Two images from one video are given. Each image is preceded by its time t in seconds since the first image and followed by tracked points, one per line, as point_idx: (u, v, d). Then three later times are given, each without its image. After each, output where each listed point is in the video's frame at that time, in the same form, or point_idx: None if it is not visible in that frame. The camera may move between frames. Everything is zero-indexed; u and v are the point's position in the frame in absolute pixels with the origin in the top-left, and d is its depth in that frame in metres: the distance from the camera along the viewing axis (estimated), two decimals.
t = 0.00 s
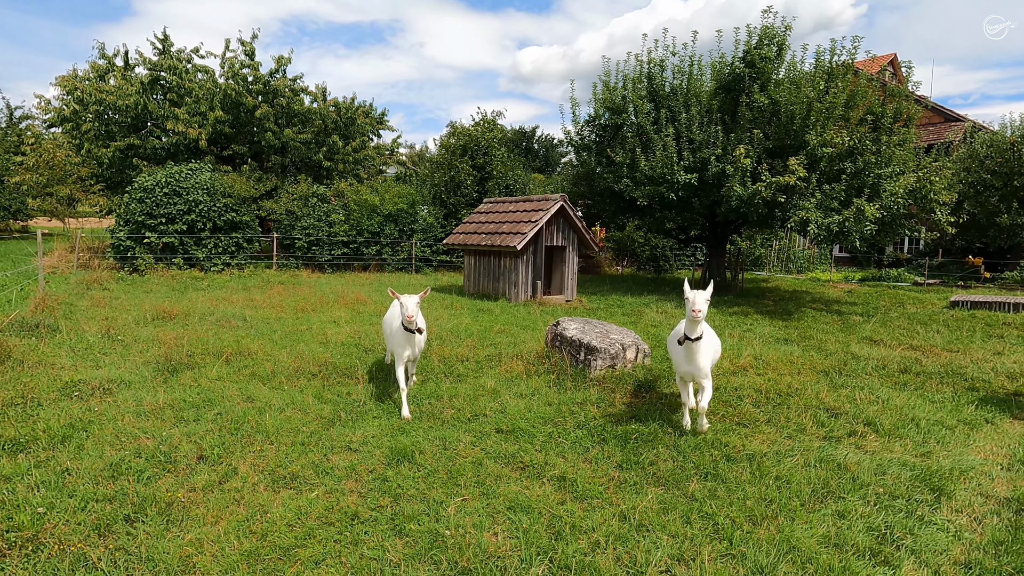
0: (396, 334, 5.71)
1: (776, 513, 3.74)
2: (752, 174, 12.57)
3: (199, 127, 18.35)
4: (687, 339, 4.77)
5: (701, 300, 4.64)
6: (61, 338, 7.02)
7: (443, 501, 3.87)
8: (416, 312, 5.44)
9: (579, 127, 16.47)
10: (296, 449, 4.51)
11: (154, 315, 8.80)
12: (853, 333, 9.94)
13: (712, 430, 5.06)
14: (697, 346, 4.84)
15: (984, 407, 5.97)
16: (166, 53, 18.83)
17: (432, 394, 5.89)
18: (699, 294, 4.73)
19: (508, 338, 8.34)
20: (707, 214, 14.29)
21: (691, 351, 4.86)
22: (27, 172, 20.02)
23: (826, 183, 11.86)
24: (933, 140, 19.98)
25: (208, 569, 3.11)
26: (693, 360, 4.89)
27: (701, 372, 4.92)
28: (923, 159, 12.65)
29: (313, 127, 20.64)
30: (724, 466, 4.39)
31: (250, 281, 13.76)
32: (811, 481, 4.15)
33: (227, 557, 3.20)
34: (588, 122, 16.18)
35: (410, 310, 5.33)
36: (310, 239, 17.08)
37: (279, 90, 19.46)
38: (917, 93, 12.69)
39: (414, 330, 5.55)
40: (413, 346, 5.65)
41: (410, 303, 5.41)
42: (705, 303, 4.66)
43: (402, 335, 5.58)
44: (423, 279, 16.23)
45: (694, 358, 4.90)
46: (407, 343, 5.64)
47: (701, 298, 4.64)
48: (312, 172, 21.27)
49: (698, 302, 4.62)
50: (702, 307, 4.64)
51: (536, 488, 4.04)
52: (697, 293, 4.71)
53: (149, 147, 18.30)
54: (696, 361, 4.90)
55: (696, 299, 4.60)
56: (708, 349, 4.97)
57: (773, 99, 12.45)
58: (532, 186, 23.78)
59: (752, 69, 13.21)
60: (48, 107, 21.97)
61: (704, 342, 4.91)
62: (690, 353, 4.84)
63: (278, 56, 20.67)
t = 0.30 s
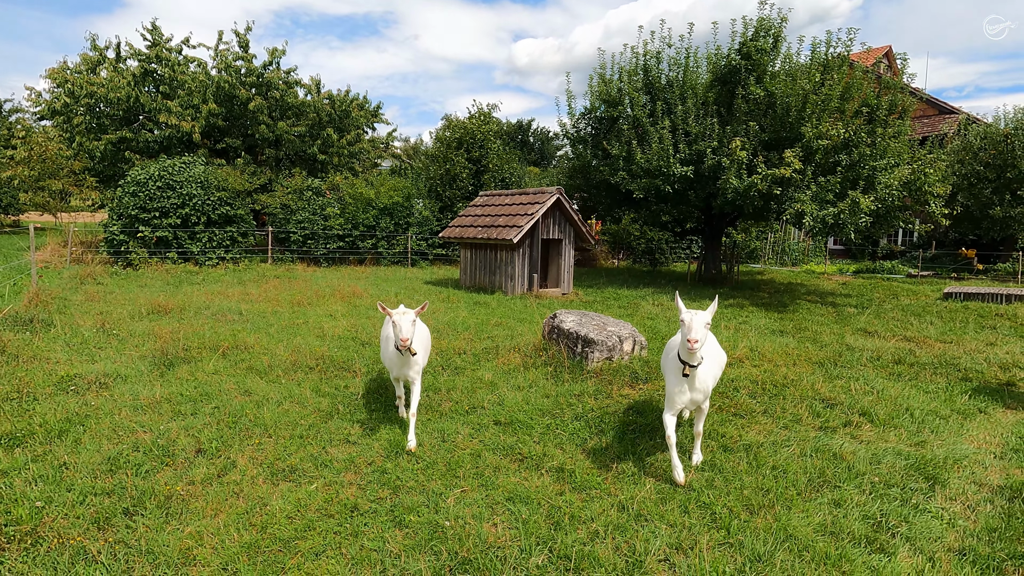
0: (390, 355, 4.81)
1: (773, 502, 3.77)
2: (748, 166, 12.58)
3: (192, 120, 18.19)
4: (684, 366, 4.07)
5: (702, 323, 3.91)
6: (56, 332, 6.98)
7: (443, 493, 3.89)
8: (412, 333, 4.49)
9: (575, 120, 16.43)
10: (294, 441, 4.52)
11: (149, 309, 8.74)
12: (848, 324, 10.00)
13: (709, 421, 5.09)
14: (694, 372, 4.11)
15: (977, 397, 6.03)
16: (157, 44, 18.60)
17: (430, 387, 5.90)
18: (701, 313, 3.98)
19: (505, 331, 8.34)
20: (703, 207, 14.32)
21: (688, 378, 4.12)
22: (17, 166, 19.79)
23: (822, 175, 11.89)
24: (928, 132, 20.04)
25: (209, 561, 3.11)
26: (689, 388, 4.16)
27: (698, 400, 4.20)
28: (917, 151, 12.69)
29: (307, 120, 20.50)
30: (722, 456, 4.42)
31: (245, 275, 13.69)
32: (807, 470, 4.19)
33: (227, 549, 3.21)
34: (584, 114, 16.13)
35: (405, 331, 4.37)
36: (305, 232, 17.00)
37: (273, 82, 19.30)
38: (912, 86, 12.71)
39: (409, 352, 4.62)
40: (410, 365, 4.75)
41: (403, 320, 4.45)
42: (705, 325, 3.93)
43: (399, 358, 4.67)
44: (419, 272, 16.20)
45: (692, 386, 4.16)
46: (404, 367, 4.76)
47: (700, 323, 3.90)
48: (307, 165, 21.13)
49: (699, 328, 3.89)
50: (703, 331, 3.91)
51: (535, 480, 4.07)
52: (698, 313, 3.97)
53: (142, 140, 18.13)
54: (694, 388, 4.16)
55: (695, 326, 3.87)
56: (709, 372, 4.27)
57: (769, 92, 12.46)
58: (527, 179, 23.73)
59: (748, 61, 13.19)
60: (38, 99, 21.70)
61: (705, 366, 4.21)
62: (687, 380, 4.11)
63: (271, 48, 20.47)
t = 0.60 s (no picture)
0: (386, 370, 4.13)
1: (772, 489, 3.80)
2: (747, 157, 12.57)
3: (188, 111, 18.06)
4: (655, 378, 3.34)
5: (675, 322, 3.17)
6: (55, 324, 6.97)
7: (444, 481, 3.91)
8: (412, 342, 3.87)
9: (574, 111, 16.36)
10: (296, 431, 4.54)
11: (148, 302, 8.72)
12: (845, 315, 10.04)
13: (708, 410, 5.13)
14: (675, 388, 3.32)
15: (973, 385, 6.07)
16: (151, 34, 18.42)
17: (431, 377, 5.92)
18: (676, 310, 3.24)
19: (505, 322, 8.35)
20: (702, 198, 14.31)
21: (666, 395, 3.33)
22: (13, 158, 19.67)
23: (821, 166, 11.88)
24: (926, 123, 20.03)
25: (213, 549, 3.14)
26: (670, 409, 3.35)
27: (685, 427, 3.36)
28: (917, 142, 12.68)
29: (304, 111, 20.38)
30: (721, 444, 4.44)
31: (244, 267, 13.66)
32: (806, 458, 4.23)
33: (232, 536, 3.24)
34: (582, 105, 16.06)
35: (403, 340, 3.76)
36: (303, 225, 16.95)
37: (269, 73, 19.16)
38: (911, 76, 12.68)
39: (412, 364, 4.01)
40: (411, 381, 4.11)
41: (403, 328, 3.83)
42: (677, 325, 3.17)
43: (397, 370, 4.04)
44: (418, 264, 16.18)
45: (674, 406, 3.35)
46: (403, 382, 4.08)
47: (669, 321, 3.14)
48: (304, 157, 21.03)
49: (669, 329, 3.14)
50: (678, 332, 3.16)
51: (535, 468, 4.09)
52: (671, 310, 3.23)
53: (138, 132, 18.02)
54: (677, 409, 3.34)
55: (659, 323, 3.12)
56: (694, 389, 3.45)
57: (769, 82, 12.44)
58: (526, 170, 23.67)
59: (747, 51, 13.14)
60: (32, 90, 21.52)
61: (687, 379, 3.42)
62: (665, 400, 3.33)
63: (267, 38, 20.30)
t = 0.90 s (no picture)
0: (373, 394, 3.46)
1: (775, 475, 3.83)
2: (751, 146, 12.50)
3: (190, 101, 18.00)
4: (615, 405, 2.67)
5: (629, 337, 2.53)
6: (62, 313, 7.02)
7: (451, 467, 3.95)
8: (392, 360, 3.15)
9: (577, 100, 16.27)
10: (303, 418, 4.58)
11: (153, 291, 8.77)
12: (849, 304, 10.03)
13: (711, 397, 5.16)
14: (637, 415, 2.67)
15: (977, 374, 6.08)
16: (152, 23, 18.32)
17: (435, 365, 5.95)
18: (635, 320, 2.61)
19: (508, 311, 8.37)
20: (705, 187, 14.26)
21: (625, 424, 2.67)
22: (16, 148, 19.66)
23: (825, 154, 11.81)
24: (932, 111, 19.87)
25: (224, 532, 3.18)
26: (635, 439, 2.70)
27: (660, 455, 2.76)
28: (923, 130, 12.58)
29: (306, 101, 20.31)
30: (725, 431, 4.47)
31: (247, 257, 13.70)
32: (809, 445, 4.25)
33: (241, 520, 3.28)
34: (585, 94, 15.96)
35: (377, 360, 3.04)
36: (306, 215, 16.95)
37: (271, 62, 19.08)
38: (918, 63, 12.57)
39: (396, 381, 3.30)
40: (402, 405, 3.42)
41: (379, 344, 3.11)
42: (635, 340, 2.53)
43: (381, 387, 3.37)
44: (421, 254, 16.18)
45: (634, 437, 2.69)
46: (393, 407, 3.41)
47: (624, 335, 2.52)
48: (307, 147, 20.98)
49: (622, 346, 2.51)
50: (634, 350, 2.52)
51: (540, 454, 4.13)
52: (629, 319, 2.59)
53: (140, 122, 17.98)
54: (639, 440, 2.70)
55: (611, 338, 2.50)
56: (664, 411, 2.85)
57: (774, 70, 12.38)
58: (528, 160, 23.57)
59: (752, 39, 13.03)
60: (34, 81, 21.47)
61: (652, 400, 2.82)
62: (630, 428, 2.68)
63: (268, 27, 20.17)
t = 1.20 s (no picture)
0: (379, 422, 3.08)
1: (785, 460, 3.85)
2: (760, 135, 12.40)
3: (197, 91, 18.02)
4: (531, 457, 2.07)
5: (538, 375, 1.90)
6: (77, 301, 7.10)
7: (463, 452, 3.99)
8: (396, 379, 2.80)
9: (584, 88, 16.17)
10: (315, 404, 4.64)
11: (164, 280, 8.85)
12: (858, 294, 9.98)
13: (721, 385, 5.18)
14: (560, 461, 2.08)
15: (988, 362, 6.07)
16: (159, 13, 18.30)
17: (445, 353, 6.00)
18: (545, 345, 1.96)
19: (516, 300, 8.40)
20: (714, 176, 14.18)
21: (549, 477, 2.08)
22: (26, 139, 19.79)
23: (836, 143, 11.70)
24: (945, 99, 19.60)
25: (242, 513, 3.24)
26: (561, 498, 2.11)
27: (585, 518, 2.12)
28: (935, 118, 12.43)
29: (313, 90, 20.29)
30: (734, 418, 4.50)
31: (256, 247, 13.76)
32: (819, 431, 4.27)
33: (259, 502, 3.34)
34: (593, 83, 15.86)
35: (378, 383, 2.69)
36: (314, 205, 16.99)
37: (277, 52, 19.05)
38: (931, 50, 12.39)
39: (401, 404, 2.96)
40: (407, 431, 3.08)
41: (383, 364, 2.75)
42: (541, 370, 1.90)
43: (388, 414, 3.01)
44: (428, 244, 16.20)
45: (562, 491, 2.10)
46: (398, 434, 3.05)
47: (529, 370, 1.89)
48: (314, 137, 21.00)
49: (532, 390, 1.88)
50: (546, 390, 1.91)
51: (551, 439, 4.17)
52: (536, 348, 1.94)
53: (148, 112, 18.03)
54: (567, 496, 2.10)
55: (514, 378, 1.87)
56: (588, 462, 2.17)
57: (784, 57, 12.25)
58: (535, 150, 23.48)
59: (763, 26, 12.88)
60: (42, 71, 21.54)
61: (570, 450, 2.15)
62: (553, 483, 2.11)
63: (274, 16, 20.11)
